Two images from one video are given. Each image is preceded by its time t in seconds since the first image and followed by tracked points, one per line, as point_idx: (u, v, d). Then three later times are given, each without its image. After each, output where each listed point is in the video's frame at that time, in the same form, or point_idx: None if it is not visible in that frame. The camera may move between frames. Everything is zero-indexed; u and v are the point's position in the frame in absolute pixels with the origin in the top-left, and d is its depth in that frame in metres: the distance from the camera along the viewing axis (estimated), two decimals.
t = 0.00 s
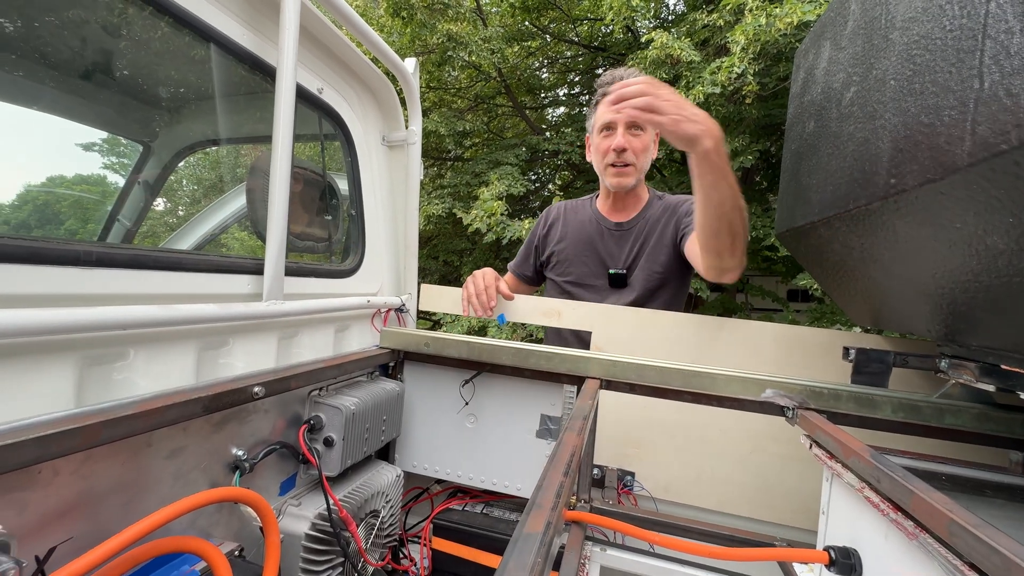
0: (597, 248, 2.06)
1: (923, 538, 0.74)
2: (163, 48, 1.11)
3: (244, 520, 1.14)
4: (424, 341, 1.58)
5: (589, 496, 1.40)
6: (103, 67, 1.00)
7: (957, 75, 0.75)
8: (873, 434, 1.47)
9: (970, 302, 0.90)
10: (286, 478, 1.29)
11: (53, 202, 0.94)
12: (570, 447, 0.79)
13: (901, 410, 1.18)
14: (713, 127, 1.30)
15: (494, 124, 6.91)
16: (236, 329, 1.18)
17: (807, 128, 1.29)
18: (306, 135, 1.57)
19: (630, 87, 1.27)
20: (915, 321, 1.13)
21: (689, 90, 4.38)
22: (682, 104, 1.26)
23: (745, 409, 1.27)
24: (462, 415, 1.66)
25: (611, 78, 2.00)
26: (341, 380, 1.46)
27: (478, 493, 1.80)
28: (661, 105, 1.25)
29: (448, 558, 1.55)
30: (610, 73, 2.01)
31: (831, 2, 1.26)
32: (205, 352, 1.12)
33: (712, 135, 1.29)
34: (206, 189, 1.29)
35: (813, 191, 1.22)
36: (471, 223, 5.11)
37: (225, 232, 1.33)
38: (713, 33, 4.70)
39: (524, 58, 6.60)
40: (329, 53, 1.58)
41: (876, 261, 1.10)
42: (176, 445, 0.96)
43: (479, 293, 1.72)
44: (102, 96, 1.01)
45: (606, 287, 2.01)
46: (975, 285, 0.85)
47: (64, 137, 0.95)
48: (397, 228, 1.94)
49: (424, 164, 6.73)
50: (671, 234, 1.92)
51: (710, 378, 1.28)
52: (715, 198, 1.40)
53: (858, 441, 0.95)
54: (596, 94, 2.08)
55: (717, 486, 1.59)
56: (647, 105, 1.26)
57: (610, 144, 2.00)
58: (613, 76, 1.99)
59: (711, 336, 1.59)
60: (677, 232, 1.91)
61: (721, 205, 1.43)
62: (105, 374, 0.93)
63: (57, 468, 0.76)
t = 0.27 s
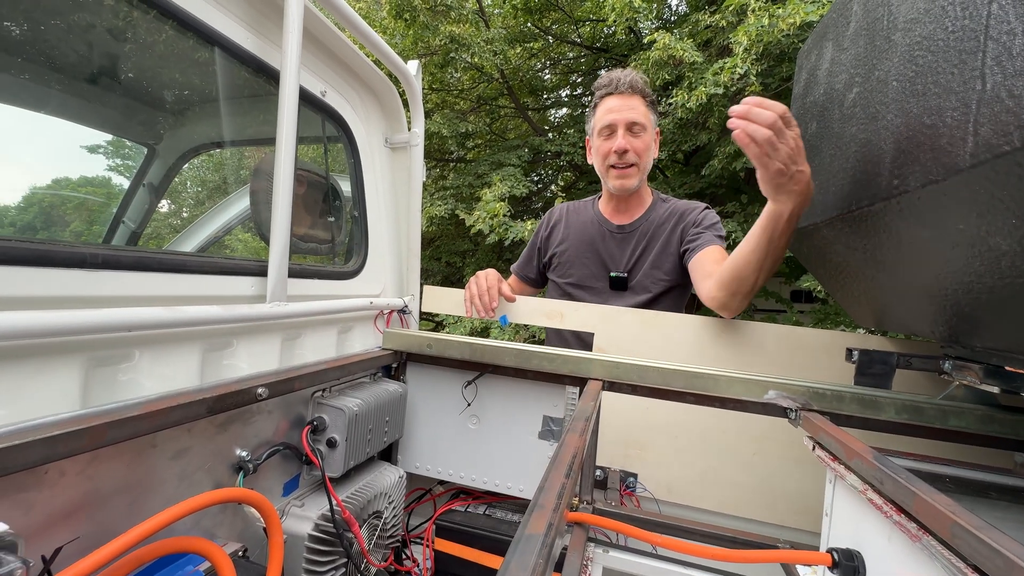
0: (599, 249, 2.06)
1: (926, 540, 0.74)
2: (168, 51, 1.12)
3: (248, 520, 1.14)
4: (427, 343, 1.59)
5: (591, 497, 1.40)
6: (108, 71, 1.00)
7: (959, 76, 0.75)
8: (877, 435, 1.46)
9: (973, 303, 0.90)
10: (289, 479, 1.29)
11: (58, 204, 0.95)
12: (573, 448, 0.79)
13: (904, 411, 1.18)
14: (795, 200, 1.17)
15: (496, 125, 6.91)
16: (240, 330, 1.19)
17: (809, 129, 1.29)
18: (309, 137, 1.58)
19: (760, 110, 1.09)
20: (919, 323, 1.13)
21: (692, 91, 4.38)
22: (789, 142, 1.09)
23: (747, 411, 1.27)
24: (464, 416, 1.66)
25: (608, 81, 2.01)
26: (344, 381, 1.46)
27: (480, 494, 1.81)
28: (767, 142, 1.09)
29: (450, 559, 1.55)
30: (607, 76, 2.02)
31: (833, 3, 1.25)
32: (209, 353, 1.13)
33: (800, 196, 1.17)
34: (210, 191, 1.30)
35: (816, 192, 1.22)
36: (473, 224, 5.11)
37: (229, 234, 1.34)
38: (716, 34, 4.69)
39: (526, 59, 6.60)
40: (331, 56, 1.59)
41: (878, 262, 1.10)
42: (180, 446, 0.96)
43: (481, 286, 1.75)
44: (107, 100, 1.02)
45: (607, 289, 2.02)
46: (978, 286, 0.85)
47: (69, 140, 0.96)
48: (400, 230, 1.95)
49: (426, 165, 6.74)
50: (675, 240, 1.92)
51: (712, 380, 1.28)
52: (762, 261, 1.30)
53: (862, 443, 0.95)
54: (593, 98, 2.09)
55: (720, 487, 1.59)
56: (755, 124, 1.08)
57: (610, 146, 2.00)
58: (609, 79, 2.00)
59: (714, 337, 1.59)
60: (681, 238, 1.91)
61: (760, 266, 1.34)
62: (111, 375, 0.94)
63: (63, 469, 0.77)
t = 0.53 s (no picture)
0: (604, 248, 2.07)
1: (931, 541, 0.73)
2: (171, 52, 1.12)
3: (250, 520, 1.14)
4: (429, 343, 1.59)
5: (593, 498, 1.40)
6: (112, 72, 1.01)
7: (963, 74, 0.75)
8: (881, 435, 1.46)
9: (977, 302, 0.89)
10: (291, 479, 1.30)
11: (62, 205, 0.96)
12: (575, 448, 0.79)
13: (908, 411, 1.17)
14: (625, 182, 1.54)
15: (498, 126, 6.91)
16: (242, 330, 1.19)
17: (812, 128, 1.29)
18: (312, 137, 1.58)
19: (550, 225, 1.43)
20: (923, 322, 1.13)
21: (694, 90, 4.37)
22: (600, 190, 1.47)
23: (751, 411, 1.26)
24: (466, 416, 1.66)
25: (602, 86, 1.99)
26: (347, 381, 1.46)
27: (483, 494, 1.81)
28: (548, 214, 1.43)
29: (452, 559, 1.55)
30: (600, 82, 2.00)
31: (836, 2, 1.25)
32: (212, 353, 1.13)
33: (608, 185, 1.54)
34: (213, 192, 1.30)
35: (818, 191, 1.22)
36: (475, 224, 5.11)
37: (232, 234, 1.35)
38: (718, 33, 4.68)
39: (528, 59, 6.61)
40: (333, 57, 1.59)
41: (882, 261, 1.09)
42: (183, 446, 0.97)
43: (515, 246, 1.65)
44: (111, 101, 1.03)
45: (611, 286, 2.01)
46: (983, 286, 0.85)
47: (72, 141, 0.97)
48: (402, 230, 1.95)
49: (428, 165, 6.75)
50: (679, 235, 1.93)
51: (715, 380, 1.28)
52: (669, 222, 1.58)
53: (865, 443, 0.95)
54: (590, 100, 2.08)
55: (723, 487, 1.59)
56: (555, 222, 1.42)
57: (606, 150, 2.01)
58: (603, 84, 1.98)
59: (717, 337, 1.58)
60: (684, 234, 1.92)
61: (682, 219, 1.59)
62: (114, 375, 0.94)
63: (67, 469, 0.77)
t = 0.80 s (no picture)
0: (607, 248, 2.07)
1: (934, 542, 0.73)
2: (174, 54, 1.12)
3: (253, 521, 1.15)
4: (431, 343, 1.59)
5: (595, 499, 1.40)
6: (115, 74, 1.01)
7: (966, 74, 0.75)
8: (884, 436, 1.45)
9: (981, 303, 0.89)
10: (294, 479, 1.30)
11: (66, 207, 0.96)
12: (577, 449, 0.79)
13: (911, 412, 1.17)
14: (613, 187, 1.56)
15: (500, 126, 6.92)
16: (245, 331, 1.19)
17: (814, 128, 1.28)
18: (314, 139, 1.59)
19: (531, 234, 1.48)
20: (926, 322, 1.12)
21: (696, 91, 4.37)
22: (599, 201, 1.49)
23: (753, 412, 1.26)
24: (468, 416, 1.66)
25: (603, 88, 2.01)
26: (349, 382, 1.47)
27: (485, 494, 1.81)
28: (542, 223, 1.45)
29: (455, 560, 1.55)
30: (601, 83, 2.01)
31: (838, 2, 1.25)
32: (215, 354, 1.13)
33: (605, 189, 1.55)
34: (216, 193, 1.31)
35: (821, 191, 1.21)
36: (477, 225, 5.11)
37: (235, 235, 1.35)
38: (719, 34, 4.68)
39: (530, 60, 6.61)
40: (336, 59, 1.59)
41: (885, 261, 1.09)
42: (186, 446, 0.97)
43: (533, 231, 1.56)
44: (114, 102, 1.03)
45: (613, 287, 2.01)
46: (986, 286, 0.84)
47: (76, 143, 0.97)
48: (404, 231, 1.95)
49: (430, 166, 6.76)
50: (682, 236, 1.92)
51: (717, 381, 1.27)
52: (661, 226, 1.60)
53: (868, 444, 0.94)
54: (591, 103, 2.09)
55: (725, 488, 1.59)
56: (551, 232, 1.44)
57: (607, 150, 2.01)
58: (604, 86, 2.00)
59: (719, 337, 1.58)
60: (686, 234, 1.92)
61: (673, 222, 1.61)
62: (118, 375, 0.95)
63: (71, 469, 0.78)
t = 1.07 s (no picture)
0: (610, 250, 2.06)
1: (937, 544, 0.73)
2: (176, 56, 1.13)
3: (255, 521, 1.15)
4: (433, 344, 1.59)
5: (597, 499, 1.40)
6: (118, 76, 1.02)
7: (969, 74, 0.75)
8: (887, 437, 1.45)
9: (984, 303, 0.89)
10: (296, 480, 1.30)
11: (69, 208, 0.97)
12: (578, 450, 0.79)
13: (914, 413, 1.17)
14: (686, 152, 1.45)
15: (501, 127, 6.93)
16: (247, 332, 1.19)
17: (815, 128, 1.28)
18: (315, 140, 1.59)
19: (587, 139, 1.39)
20: (929, 323, 1.12)
21: (697, 91, 4.36)
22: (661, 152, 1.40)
23: (755, 412, 1.26)
24: (470, 417, 1.66)
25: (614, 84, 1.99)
26: (351, 383, 1.47)
27: (487, 495, 1.80)
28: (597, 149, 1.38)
29: (456, 561, 1.55)
30: (613, 80, 2.00)
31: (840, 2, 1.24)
32: (217, 355, 1.13)
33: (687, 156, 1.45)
34: (218, 194, 1.31)
35: (823, 191, 1.21)
36: (478, 225, 5.11)
37: (237, 237, 1.35)
38: (721, 34, 4.68)
39: (531, 60, 6.62)
40: (337, 61, 1.60)
41: (887, 262, 1.09)
42: (188, 447, 0.97)
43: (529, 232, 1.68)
44: (117, 104, 1.04)
45: (616, 288, 2.01)
46: (989, 286, 0.84)
47: (79, 145, 0.97)
48: (406, 232, 1.96)
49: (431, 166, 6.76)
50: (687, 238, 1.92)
51: (719, 381, 1.27)
52: (703, 216, 1.57)
53: (871, 445, 0.94)
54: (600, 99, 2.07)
55: (728, 489, 1.58)
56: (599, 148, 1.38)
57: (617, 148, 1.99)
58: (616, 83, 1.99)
59: (721, 338, 1.58)
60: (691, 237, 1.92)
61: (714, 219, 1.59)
62: (120, 376, 0.95)
63: (74, 470, 0.78)
